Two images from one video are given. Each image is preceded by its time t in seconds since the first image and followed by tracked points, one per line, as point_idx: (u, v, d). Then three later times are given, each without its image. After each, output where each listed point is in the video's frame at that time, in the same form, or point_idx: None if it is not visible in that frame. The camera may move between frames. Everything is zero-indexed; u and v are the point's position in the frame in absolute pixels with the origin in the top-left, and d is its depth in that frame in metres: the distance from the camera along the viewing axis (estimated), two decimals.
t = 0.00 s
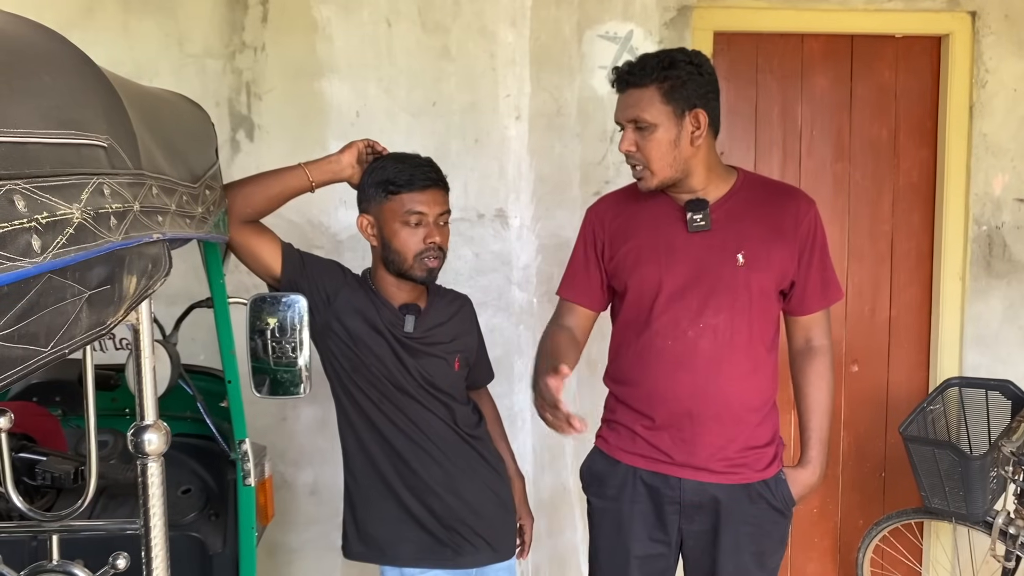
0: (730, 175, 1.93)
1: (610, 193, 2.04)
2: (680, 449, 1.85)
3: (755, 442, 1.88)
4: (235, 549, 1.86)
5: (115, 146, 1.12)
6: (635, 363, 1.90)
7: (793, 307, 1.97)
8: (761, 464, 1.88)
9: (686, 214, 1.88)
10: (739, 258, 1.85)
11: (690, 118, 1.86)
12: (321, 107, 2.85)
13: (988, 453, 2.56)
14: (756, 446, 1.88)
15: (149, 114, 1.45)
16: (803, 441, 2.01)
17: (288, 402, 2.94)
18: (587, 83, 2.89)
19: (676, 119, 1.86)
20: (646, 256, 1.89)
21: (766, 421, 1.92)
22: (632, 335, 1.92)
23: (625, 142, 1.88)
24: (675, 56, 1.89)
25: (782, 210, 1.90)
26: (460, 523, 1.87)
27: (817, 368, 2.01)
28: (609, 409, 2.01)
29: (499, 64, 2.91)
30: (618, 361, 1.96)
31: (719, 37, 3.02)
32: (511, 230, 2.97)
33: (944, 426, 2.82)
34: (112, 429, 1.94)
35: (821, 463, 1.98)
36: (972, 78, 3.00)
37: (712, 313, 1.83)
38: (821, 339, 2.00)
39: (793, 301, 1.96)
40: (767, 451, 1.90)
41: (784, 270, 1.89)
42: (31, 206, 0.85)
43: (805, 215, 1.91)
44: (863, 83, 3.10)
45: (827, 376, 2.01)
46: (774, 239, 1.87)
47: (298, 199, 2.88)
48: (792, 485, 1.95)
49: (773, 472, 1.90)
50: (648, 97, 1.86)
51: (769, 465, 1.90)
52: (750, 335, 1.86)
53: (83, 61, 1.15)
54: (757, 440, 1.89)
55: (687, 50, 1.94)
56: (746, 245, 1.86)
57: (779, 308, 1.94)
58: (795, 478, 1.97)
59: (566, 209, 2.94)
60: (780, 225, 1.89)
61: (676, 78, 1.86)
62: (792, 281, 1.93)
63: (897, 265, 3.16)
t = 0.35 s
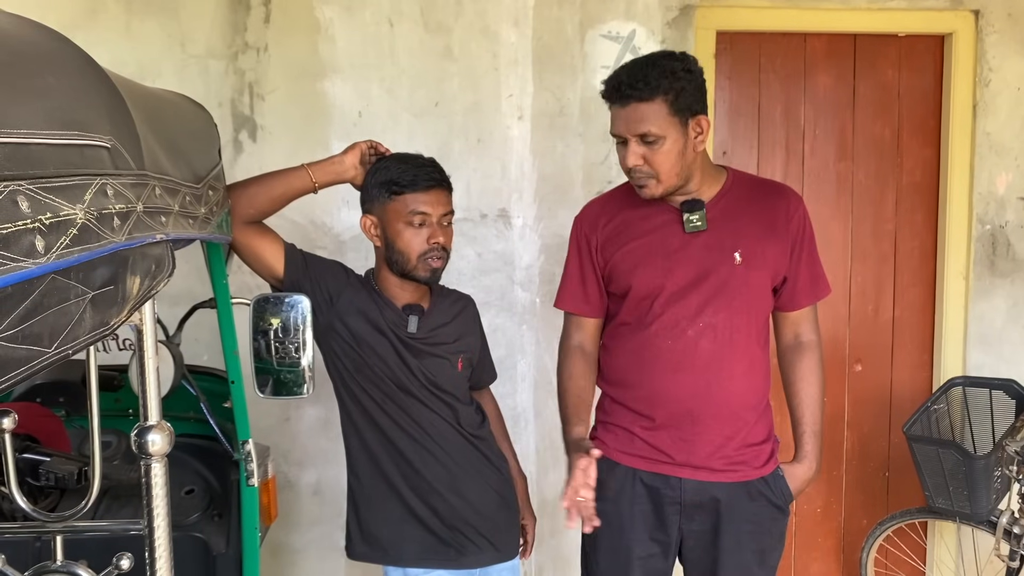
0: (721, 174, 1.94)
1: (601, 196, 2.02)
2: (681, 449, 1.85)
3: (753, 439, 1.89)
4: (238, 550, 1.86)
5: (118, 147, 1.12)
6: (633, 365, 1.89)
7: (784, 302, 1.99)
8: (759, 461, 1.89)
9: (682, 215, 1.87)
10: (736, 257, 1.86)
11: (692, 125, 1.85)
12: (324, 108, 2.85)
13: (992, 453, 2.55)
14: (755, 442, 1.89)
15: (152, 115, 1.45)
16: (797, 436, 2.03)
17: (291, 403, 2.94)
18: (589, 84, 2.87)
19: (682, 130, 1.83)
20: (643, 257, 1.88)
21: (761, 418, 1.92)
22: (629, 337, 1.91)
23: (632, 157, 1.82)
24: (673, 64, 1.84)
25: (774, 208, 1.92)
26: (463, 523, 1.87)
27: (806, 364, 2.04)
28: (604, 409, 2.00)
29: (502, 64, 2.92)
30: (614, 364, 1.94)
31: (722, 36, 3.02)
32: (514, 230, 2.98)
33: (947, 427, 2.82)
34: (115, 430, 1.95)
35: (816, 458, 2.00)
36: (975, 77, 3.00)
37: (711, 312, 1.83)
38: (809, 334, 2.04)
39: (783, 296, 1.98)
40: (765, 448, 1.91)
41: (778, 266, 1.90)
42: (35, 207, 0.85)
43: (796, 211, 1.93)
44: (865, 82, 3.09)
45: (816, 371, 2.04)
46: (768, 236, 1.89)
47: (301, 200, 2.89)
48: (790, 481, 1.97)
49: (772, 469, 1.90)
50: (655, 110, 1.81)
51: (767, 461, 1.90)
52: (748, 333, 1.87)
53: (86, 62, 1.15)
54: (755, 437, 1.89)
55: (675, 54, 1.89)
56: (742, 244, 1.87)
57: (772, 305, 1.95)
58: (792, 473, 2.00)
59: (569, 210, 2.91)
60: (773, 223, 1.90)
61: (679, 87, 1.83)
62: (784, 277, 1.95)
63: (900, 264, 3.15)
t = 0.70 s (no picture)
0: (714, 171, 1.94)
1: (594, 196, 2.00)
2: (686, 447, 1.85)
3: (756, 434, 1.89)
4: (241, 550, 1.86)
5: (121, 148, 1.12)
6: (636, 365, 1.88)
7: (781, 296, 2.00)
8: (764, 457, 1.89)
9: (680, 215, 1.86)
10: (735, 255, 1.86)
11: (683, 126, 1.85)
12: (326, 109, 2.85)
13: (996, 452, 2.54)
14: (759, 437, 1.89)
15: (155, 117, 1.45)
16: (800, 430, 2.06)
17: (294, 404, 2.94)
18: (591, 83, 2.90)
19: (673, 132, 1.82)
20: (643, 258, 1.87)
21: (764, 413, 1.93)
22: (631, 338, 1.89)
23: (625, 161, 1.82)
24: (661, 66, 1.83)
25: (769, 203, 1.92)
26: (467, 523, 1.87)
27: (807, 357, 2.06)
28: (607, 409, 1.99)
29: (504, 65, 2.90)
30: (615, 364, 1.93)
31: (724, 36, 3.02)
32: (516, 230, 2.97)
33: (951, 426, 2.82)
34: (119, 430, 1.95)
35: (819, 451, 2.04)
36: (978, 76, 2.99)
37: (713, 311, 1.84)
38: (809, 327, 2.05)
39: (781, 290, 1.99)
40: (768, 443, 1.91)
41: (776, 262, 1.91)
42: (39, 209, 0.85)
43: (790, 205, 1.94)
44: (867, 81, 3.09)
45: (816, 365, 2.06)
46: (765, 232, 1.89)
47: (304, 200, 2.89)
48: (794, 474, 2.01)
49: (776, 464, 1.91)
50: (645, 114, 1.79)
51: (772, 456, 1.91)
52: (750, 329, 1.87)
53: (89, 64, 1.15)
54: (758, 432, 1.90)
55: (661, 55, 1.88)
56: (741, 242, 1.87)
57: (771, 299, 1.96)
58: (795, 467, 2.03)
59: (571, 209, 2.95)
60: (769, 219, 1.91)
61: (669, 89, 1.82)
62: (781, 271, 1.96)
63: (903, 263, 3.15)
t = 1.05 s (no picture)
0: (703, 170, 1.94)
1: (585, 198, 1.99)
2: (679, 447, 1.84)
3: (750, 432, 1.89)
4: (244, 550, 1.87)
5: (123, 149, 1.12)
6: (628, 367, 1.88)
7: (774, 292, 2.00)
8: (757, 455, 1.89)
9: (669, 217, 1.86)
10: (724, 255, 1.86)
11: (670, 133, 1.84)
12: (328, 109, 2.85)
13: (999, 451, 2.53)
14: (752, 435, 1.89)
15: (157, 118, 1.45)
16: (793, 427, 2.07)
17: (295, 404, 2.95)
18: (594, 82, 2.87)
19: (660, 140, 1.81)
20: (633, 260, 1.87)
21: (758, 411, 1.93)
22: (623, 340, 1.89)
23: (613, 170, 1.81)
24: (646, 74, 1.82)
25: (759, 201, 1.92)
26: (467, 523, 1.87)
27: (800, 355, 2.06)
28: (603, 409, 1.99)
29: (506, 65, 2.92)
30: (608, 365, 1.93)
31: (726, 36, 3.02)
32: (518, 230, 2.97)
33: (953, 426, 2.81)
34: (121, 431, 1.95)
35: (812, 449, 2.04)
36: (980, 75, 2.99)
37: (704, 312, 1.83)
38: (803, 324, 2.05)
39: (773, 287, 1.99)
40: (761, 441, 1.91)
41: (767, 259, 1.91)
42: (41, 209, 0.85)
43: (781, 202, 1.94)
44: (869, 80, 3.08)
45: (809, 362, 2.06)
46: (755, 231, 1.89)
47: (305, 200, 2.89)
48: (789, 471, 2.02)
49: (770, 462, 1.91)
50: (632, 123, 1.79)
51: (765, 454, 1.91)
52: (742, 329, 1.87)
53: (91, 65, 1.15)
54: (751, 431, 1.89)
55: (645, 62, 1.86)
56: (730, 241, 1.87)
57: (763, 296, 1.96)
58: (789, 464, 2.04)
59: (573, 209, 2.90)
60: (760, 217, 1.91)
61: (655, 97, 1.81)
62: (773, 268, 1.95)
63: (905, 262, 3.14)
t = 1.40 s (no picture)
0: (712, 173, 1.94)
1: (593, 198, 1.98)
2: (683, 450, 1.84)
3: (752, 434, 1.90)
4: (247, 551, 1.87)
5: (125, 151, 1.12)
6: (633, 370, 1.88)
7: (777, 297, 2.00)
8: (759, 456, 1.90)
9: (680, 219, 1.85)
10: (734, 260, 1.86)
11: (681, 130, 1.84)
12: (330, 110, 2.85)
13: (1001, 451, 2.53)
14: (754, 438, 1.90)
15: (159, 119, 1.45)
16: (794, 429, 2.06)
17: (297, 405, 2.95)
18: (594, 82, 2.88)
19: (669, 135, 1.81)
20: (642, 263, 1.86)
21: (759, 413, 1.93)
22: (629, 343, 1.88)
23: (619, 163, 1.81)
24: (659, 70, 1.82)
25: (767, 206, 1.92)
26: (470, 524, 1.87)
27: (800, 356, 2.06)
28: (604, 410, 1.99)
29: (507, 65, 2.92)
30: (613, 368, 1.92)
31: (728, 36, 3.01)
32: (520, 231, 2.98)
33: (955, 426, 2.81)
34: (124, 433, 1.95)
35: (813, 449, 2.04)
36: (982, 75, 2.98)
37: (713, 316, 1.83)
38: (803, 327, 2.05)
39: (777, 291, 1.99)
40: (763, 443, 1.92)
41: (773, 264, 1.92)
42: (43, 212, 0.85)
43: (788, 208, 1.94)
44: (871, 80, 3.08)
45: (810, 364, 2.06)
46: (763, 236, 1.89)
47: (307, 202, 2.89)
48: (789, 472, 2.02)
49: (771, 463, 1.92)
50: (641, 118, 1.79)
51: (767, 456, 1.91)
52: (748, 333, 1.88)
53: (93, 67, 1.15)
54: (752, 432, 1.90)
55: (662, 58, 1.87)
56: (740, 246, 1.87)
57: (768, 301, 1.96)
58: (790, 465, 2.03)
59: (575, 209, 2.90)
60: (768, 221, 1.91)
61: (666, 93, 1.80)
62: (778, 273, 1.96)
63: (908, 262, 3.14)
